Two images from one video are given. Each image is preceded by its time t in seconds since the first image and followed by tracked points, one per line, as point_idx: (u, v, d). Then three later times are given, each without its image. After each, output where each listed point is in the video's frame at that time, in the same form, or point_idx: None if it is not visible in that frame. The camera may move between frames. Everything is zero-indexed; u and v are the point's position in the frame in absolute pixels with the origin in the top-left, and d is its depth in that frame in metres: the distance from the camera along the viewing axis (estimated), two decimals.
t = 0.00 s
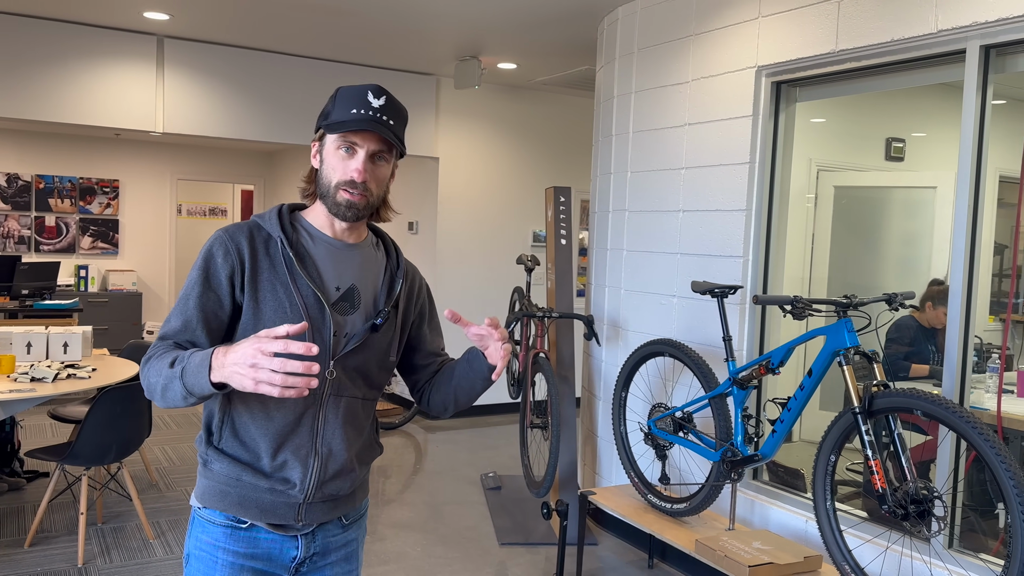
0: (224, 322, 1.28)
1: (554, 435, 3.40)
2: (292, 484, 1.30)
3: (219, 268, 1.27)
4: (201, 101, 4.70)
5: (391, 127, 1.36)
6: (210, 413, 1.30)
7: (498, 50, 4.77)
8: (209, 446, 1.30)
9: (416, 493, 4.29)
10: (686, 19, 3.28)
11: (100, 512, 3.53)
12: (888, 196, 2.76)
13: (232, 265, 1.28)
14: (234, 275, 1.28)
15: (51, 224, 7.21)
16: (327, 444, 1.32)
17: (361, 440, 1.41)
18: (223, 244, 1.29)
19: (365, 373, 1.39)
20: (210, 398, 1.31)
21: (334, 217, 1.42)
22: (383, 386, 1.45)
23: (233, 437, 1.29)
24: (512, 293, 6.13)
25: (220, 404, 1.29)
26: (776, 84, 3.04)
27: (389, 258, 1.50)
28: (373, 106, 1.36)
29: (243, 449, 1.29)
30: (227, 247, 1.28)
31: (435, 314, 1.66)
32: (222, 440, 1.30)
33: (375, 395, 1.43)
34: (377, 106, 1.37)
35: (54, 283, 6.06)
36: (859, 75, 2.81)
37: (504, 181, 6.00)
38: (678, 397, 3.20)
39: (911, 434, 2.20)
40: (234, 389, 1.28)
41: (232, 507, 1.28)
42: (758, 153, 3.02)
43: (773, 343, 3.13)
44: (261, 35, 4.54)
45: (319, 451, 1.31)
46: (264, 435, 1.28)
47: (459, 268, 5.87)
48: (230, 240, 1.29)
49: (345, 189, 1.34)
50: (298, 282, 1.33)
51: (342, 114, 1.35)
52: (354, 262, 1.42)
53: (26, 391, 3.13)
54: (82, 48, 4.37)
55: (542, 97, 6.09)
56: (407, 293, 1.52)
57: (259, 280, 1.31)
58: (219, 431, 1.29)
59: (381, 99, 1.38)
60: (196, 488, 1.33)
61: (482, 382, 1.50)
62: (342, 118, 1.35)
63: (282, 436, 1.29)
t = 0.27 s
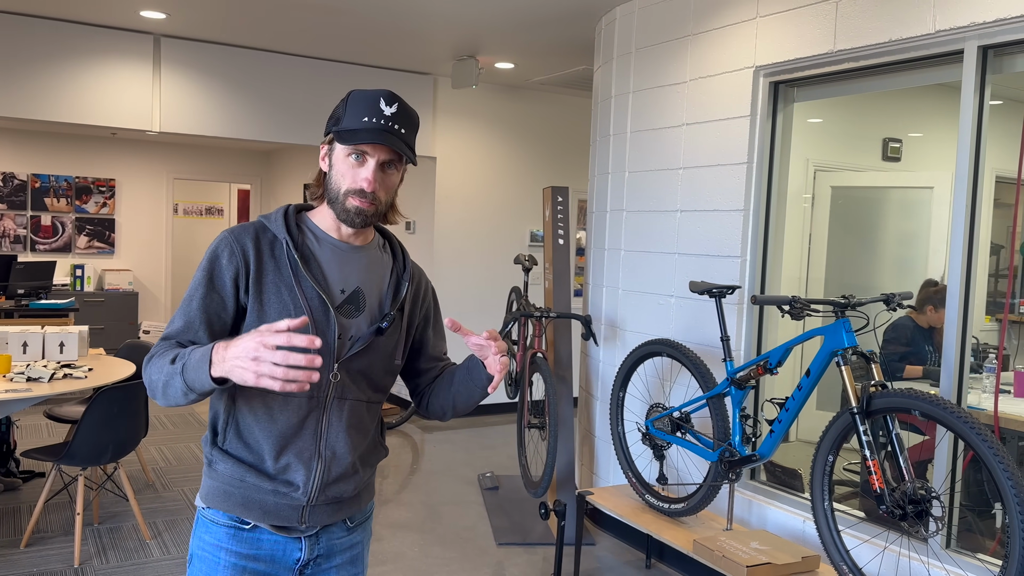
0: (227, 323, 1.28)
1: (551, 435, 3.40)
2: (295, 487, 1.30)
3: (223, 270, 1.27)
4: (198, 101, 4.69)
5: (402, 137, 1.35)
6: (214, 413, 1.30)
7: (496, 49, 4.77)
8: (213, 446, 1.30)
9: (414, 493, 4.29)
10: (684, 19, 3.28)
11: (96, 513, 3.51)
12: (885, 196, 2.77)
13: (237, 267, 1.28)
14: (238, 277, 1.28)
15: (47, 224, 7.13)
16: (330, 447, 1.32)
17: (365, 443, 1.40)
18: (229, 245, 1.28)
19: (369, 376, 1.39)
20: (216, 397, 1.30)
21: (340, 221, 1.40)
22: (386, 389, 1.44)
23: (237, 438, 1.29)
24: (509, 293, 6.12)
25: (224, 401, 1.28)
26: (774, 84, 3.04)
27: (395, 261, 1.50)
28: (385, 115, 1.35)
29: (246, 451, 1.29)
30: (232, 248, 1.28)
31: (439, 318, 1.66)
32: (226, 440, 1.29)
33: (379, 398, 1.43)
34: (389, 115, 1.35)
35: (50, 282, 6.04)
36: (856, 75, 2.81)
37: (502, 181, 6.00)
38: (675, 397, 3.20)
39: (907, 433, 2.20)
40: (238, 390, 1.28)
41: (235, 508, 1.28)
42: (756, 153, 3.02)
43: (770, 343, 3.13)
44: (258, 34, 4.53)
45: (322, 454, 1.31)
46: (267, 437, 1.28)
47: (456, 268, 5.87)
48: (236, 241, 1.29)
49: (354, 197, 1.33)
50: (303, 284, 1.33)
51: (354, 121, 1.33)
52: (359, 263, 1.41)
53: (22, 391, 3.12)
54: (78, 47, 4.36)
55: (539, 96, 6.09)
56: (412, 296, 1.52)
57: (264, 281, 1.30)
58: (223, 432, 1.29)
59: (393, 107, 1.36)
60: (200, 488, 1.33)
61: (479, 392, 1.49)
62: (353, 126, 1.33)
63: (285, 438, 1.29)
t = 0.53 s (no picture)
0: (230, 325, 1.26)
1: (549, 435, 3.40)
2: (308, 489, 1.29)
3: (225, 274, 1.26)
4: (193, 100, 4.67)
5: (403, 137, 1.34)
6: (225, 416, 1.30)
7: (492, 49, 4.76)
8: (224, 449, 1.30)
9: (410, 493, 4.28)
10: (681, 19, 3.28)
11: (91, 513, 3.49)
12: (881, 196, 2.77)
13: (238, 271, 1.27)
14: (239, 280, 1.27)
15: (41, 223, 7.09)
16: (341, 448, 1.31)
17: (376, 444, 1.40)
18: (230, 250, 1.29)
19: (378, 376, 1.38)
20: (225, 400, 1.31)
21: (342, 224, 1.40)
22: (395, 389, 1.44)
23: (248, 440, 1.29)
24: (505, 293, 6.12)
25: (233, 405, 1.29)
26: (771, 84, 3.04)
27: (399, 262, 1.49)
28: (384, 114, 1.34)
29: (258, 453, 1.29)
30: (233, 252, 1.28)
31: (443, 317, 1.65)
32: (237, 443, 1.29)
33: (388, 398, 1.42)
34: (389, 115, 1.34)
35: (43, 282, 6.01)
36: (852, 75, 2.81)
37: (498, 181, 5.99)
38: (673, 397, 3.19)
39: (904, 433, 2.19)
40: (247, 393, 1.28)
41: (249, 511, 1.28)
42: (753, 153, 3.02)
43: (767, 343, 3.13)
44: (254, 33, 4.51)
45: (335, 455, 1.31)
46: (278, 439, 1.28)
47: (452, 268, 5.86)
48: (236, 246, 1.29)
49: (355, 199, 1.33)
50: (308, 285, 1.32)
51: (354, 122, 1.33)
52: (364, 263, 1.41)
53: (16, 391, 3.10)
54: (73, 46, 4.34)
55: (536, 96, 6.09)
56: (418, 294, 1.51)
57: (268, 282, 1.29)
58: (234, 434, 1.29)
59: (393, 106, 1.35)
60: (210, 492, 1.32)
61: (501, 390, 1.47)
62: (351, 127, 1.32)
63: (295, 440, 1.28)
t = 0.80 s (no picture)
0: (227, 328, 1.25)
1: (545, 434, 3.40)
2: (310, 496, 1.28)
3: (222, 275, 1.25)
4: (188, 98, 4.65)
5: (407, 130, 1.33)
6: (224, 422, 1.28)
7: (488, 48, 4.76)
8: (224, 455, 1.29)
9: (406, 493, 4.27)
10: (678, 18, 3.28)
11: (85, 514, 3.48)
12: (877, 196, 2.77)
13: (235, 272, 1.26)
14: (236, 282, 1.26)
15: (35, 222, 7.04)
16: (342, 453, 1.31)
17: (377, 448, 1.39)
18: (229, 250, 1.27)
19: (380, 380, 1.37)
20: (225, 404, 1.31)
21: (345, 222, 1.39)
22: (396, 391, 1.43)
23: (248, 446, 1.27)
24: (501, 292, 6.11)
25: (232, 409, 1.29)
26: (767, 83, 3.04)
27: (401, 262, 1.49)
28: (387, 108, 1.33)
29: (258, 459, 1.27)
30: (232, 253, 1.27)
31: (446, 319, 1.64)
32: (237, 448, 1.28)
33: (389, 401, 1.42)
34: (391, 108, 1.34)
35: (38, 281, 5.98)
36: (848, 75, 2.81)
37: (494, 180, 5.99)
38: (669, 396, 3.19)
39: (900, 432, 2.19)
40: (248, 397, 1.27)
41: (249, 517, 1.26)
42: (749, 152, 3.02)
43: (763, 342, 3.13)
44: (249, 31, 4.49)
45: (336, 461, 1.30)
46: (279, 445, 1.27)
47: (448, 267, 5.85)
48: (236, 246, 1.28)
49: (359, 195, 1.32)
50: (308, 287, 1.31)
51: (357, 116, 1.32)
52: (366, 265, 1.40)
53: (10, 391, 3.08)
54: (67, 44, 4.32)
55: (532, 95, 6.08)
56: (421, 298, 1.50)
57: (268, 284, 1.28)
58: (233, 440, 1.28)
59: (395, 100, 1.35)
60: (208, 500, 1.30)
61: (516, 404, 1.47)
62: (355, 121, 1.32)
63: (297, 446, 1.27)
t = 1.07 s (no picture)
0: (224, 341, 1.21)
1: (540, 434, 3.40)
2: (332, 511, 1.27)
3: (217, 288, 1.21)
4: (182, 97, 4.63)
5: (401, 124, 1.32)
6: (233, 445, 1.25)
7: (482, 47, 4.75)
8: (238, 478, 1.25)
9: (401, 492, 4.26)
10: (672, 17, 3.27)
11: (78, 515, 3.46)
12: (870, 195, 2.78)
13: (231, 283, 1.22)
14: (233, 293, 1.21)
15: (28, 221, 6.95)
16: (360, 463, 1.30)
17: (390, 456, 1.38)
18: (221, 261, 1.23)
19: (387, 384, 1.36)
20: (228, 422, 1.26)
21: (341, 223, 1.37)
22: (401, 394, 1.42)
23: (263, 466, 1.24)
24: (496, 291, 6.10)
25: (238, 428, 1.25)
26: (761, 83, 3.04)
27: (397, 262, 1.48)
28: (379, 102, 1.31)
29: (275, 478, 1.25)
30: (225, 264, 1.22)
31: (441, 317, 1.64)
32: (251, 470, 1.24)
33: (395, 405, 1.41)
34: (383, 102, 1.32)
35: (30, 280, 5.94)
36: (842, 74, 2.81)
37: (488, 179, 5.98)
38: (663, 395, 3.19)
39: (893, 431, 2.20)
40: (256, 413, 1.24)
41: (271, 539, 1.25)
42: (743, 152, 3.02)
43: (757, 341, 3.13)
44: (242, 30, 4.48)
45: (354, 472, 1.29)
46: (294, 461, 1.24)
47: (442, 267, 5.84)
48: (230, 255, 1.23)
49: (357, 196, 1.31)
50: (311, 293, 1.28)
51: (349, 113, 1.30)
52: (365, 265, 1.39)
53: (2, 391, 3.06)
54: (59, 43, 4.29)
55: (526, 94, 6.07)
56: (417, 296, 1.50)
57: (268, 292, 1.25)
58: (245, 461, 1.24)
59: (386, 92, 1.33)
60: (224, 526, 1.27)
61: (517, 399, 1.47)
62: (348, 118, 1.30)
63: (314, 460, 1.25)
